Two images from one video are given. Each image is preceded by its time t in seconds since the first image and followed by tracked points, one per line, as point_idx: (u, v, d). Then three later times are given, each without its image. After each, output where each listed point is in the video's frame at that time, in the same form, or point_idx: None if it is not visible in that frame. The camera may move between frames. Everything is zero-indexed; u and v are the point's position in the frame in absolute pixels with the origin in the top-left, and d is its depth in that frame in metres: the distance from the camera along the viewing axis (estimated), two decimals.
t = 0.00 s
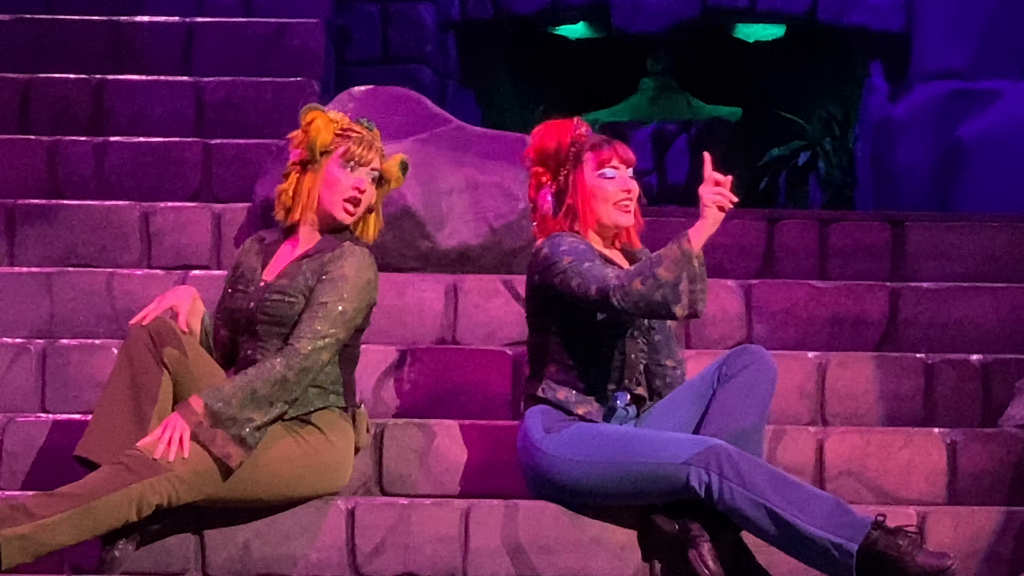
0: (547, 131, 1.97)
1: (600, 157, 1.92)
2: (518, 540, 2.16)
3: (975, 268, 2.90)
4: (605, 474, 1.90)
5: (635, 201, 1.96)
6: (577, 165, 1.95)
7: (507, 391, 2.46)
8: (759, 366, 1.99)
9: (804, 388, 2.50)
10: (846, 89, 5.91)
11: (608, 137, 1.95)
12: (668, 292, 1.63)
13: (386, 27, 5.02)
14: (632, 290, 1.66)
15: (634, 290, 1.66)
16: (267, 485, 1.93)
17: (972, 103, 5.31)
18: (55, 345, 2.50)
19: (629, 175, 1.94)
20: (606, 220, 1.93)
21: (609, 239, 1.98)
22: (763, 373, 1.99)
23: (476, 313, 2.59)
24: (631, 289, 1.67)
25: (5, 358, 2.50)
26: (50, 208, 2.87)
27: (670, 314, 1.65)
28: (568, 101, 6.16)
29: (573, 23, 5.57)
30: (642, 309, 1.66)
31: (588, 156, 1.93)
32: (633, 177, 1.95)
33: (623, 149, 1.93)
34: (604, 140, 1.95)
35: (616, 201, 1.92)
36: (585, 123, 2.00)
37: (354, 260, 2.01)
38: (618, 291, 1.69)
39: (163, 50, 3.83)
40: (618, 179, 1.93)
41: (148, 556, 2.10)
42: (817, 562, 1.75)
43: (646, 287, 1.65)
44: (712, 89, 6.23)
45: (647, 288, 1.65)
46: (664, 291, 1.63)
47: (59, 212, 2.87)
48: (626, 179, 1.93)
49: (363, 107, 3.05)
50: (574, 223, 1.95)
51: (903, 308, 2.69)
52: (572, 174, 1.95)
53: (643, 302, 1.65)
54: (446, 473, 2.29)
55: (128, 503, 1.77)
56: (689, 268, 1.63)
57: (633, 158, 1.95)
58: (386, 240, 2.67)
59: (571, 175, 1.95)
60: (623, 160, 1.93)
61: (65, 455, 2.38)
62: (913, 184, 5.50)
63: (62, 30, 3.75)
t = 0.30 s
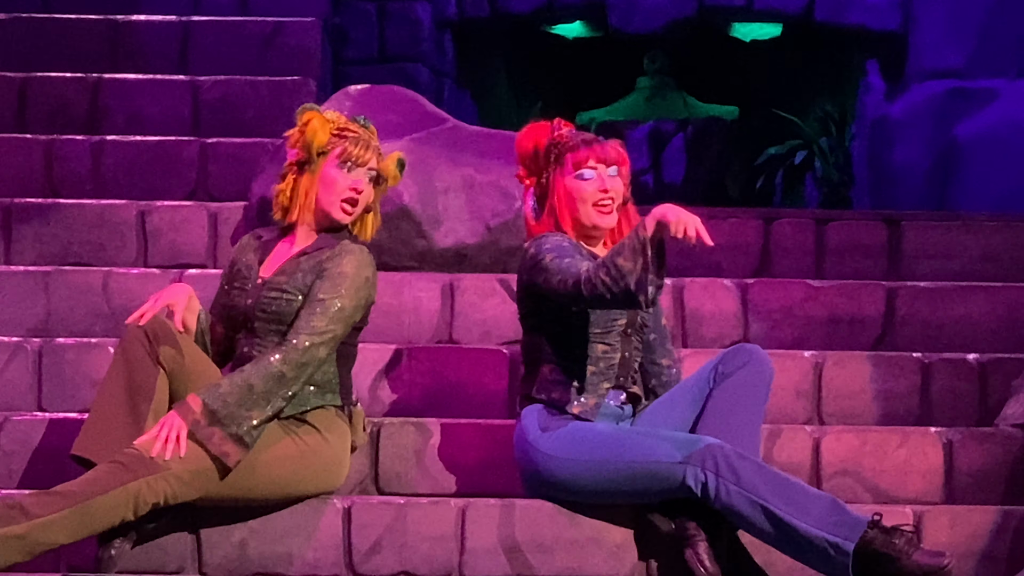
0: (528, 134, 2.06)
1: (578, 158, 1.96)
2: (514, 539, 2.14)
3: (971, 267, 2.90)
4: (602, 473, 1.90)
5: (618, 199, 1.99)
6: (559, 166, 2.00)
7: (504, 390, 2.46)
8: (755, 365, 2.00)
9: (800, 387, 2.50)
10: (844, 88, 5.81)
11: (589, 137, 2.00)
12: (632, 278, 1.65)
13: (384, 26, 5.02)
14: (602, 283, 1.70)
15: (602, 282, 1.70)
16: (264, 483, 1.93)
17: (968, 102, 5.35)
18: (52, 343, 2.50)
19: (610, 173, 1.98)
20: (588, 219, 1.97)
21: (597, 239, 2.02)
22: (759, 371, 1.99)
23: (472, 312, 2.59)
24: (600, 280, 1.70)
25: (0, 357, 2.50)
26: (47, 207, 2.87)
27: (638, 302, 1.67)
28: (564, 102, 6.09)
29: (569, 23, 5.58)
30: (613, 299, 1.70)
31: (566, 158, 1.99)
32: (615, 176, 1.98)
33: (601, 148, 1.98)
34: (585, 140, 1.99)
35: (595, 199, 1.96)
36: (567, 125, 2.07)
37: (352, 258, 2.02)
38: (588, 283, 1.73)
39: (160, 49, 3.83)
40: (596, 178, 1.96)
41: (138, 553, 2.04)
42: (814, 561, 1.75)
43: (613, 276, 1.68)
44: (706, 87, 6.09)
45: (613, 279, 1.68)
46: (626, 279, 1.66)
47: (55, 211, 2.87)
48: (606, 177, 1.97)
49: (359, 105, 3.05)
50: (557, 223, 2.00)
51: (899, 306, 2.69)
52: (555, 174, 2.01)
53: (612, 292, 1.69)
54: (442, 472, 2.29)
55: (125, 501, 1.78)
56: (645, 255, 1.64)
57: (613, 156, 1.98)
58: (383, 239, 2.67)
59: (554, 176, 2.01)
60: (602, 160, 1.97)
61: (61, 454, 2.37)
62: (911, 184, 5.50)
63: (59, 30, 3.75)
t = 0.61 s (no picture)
0: (518, 134, 2.07)
1: (563, 156, 1.97)
2: (513, 538, 2.14)
3: (970, 265, 2.90)
4: (601, 471, 1.90)
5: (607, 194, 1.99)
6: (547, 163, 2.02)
7: (502, 388, 2.47)
8: (755, 366, 1.99)
9: (799, 386, 2.51)
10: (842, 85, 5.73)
11: (574, 134, 2.00)
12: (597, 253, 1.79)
13: (382, 24, 5.02)
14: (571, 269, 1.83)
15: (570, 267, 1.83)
16: (264, 481, 1.93)
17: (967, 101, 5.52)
18: (51, 341, 2.50)
19: (595, 169, 1.97)
20: (577, 217, 1.98)
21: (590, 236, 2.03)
22: (758, 371, 1.99)
23: (471, 310, 2.59)
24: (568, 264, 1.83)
25: None
26: (46, 205, 2.87)
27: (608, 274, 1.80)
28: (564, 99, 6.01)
29: (568, 22, 5.56)
30: (584, 278, 1.84)
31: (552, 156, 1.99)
32: (603, 172, 1.98)
33: (585, 144, 1.98)
34: (570, 137, 2.00)
35: (580, 197, 1.98)
36: (551, 122, 2.06)
37: (353, 258, 2.02)
38: (560, 269, 1.85)
39: (158, 47, 3.83)
40: (581, 176, 1.97)
41: (137, 550, 2.03)
42: (813, 560, 1.75)
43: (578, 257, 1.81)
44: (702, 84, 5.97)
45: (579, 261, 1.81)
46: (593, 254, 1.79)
47: (54, 209, 2.87)
48: (591, 173, 1.97)
49: (358, 103, 3.05)
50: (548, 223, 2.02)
51: (899, 305, 2.69)
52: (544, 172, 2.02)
53: (583, 272, 1.81)
54: (441, 470, 2.29)
55: (123, 500, 1.78)
56: (610, 230, 1.78)
57: (599, 151, 1.98)
58: (382, 237, 2.67)
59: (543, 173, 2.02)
60: (586, 156, 1.97)
61: (59, 452, 2.37)
62: (907, 182, 5.65)
63: (57, 27, 3.75)
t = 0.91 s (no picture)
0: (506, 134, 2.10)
1: (547, 158, 2.01)
2: (511, 535, 2.13)
3: (969, 263, 2.90)
4: (599, 469, 1.90)
5: (594, 192, 2.03)
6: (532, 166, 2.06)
7: (501, 385, 2.47)
8: (754, 365, 1.99)
9: (797, 383, 2.51)
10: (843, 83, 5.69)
11: (559, 134, 2.04)
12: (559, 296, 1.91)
13: (381, 22, 5.03)
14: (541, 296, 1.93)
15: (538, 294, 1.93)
16: (265, 479, 1.93)
17: (966, 98, 5.60)
18: (49, 338, 2.50)
19: (580, 168, 2.01)
20: (565, 218, 2.03)
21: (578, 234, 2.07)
22: (756, 367, 1.99)
23: (470, 307, 2.60)
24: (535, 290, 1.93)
25: None
26: (44, 202, 2.87)
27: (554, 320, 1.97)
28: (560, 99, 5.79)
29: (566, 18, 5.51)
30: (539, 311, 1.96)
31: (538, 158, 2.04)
32: (587, 170, 2.02)
33: (568, 145, 2.02)
34: (556, 137, 2.04)
35: (568, 197, 2.01)
36: (540, 122, 2.10)
37: (353, 259, 2.02)
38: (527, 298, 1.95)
39: (157, 43, 3.82)
40: (567, 176, 2.01)
41: (133, 548, 2.03)
42: (810, 557, 1.76)
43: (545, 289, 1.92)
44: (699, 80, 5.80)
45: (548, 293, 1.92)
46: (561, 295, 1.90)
47: (52, 206, 2.87)
48: (576, 173, 2.01)
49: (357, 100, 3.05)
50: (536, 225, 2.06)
51: (896, 302, 2.69)
52: (530, 174, 2.06)
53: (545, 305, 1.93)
54: (439, 467, 2.29)
55: (122, 497, 1.78)
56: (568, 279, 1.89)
57: (583, 151, 2.02)
58: (381, 235, 2.68)
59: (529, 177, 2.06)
60: (570, 156, 2.01)
61: (57, 448, 2.37)
62: (905, 180, 5.69)
63: (56, 24, 3.75)
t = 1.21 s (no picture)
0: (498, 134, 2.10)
1: (538, 155, 2.01)
2: (510, 531, 2.13)
3: (967, 260, 2.90)
4: (597, 467, 1.90)
5: (587, 187, 2.03)
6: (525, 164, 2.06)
7: (499, 381, 2.47)
8: (752, 359, 1.99)
9: (796, 380, 2.51)
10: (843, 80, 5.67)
11: (550, 130, 2.03)
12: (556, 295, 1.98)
13: (380, 18, 5.03)
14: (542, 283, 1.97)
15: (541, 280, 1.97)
16: (265, 476, 1.93)
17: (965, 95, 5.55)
18: (48, 335, 2.50)
19: (571, 164, 2.01)
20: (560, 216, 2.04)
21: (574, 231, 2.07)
22: (754, 365, 1.99)
23: (468, 304, 2.60)
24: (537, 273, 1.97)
25: None
26: (43, 198, 2.87)
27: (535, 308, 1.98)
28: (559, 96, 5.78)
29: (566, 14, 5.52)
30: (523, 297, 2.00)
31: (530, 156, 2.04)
32: (578, 166, 2.01)
33: (559, 141, 2.01)
34: (546, 135, 2.03)
35: (562, 194, 2.02)
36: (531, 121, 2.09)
37: (348, 255, 2.02)
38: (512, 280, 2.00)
39: (155, 39, 3.82)
40: (559, 173, 2.01)
41: (133, 544, 2.03)
42: (809, 554, 1.76)
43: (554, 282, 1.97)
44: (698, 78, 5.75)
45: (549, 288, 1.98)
46: (559, 291, 1.97)
47: (51, 202, 2.87)
48: (568, 168, 2.01)
49: (356, 96, 3.05)
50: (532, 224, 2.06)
51: (895, 299, 2.70)
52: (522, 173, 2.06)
53: (527, 284, 1.96)
54: (438, 464, 2.29)
55: (121, 494, 1.78)
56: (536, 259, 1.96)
57: (573, 147, 2.01)
58: (380, 231, 2.68)
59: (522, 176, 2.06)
60: (560, 153, 2.01)
61: (56, 445, 2.37)
62: (905, 177, 5.66)
63: (54, 20, 3.75)
